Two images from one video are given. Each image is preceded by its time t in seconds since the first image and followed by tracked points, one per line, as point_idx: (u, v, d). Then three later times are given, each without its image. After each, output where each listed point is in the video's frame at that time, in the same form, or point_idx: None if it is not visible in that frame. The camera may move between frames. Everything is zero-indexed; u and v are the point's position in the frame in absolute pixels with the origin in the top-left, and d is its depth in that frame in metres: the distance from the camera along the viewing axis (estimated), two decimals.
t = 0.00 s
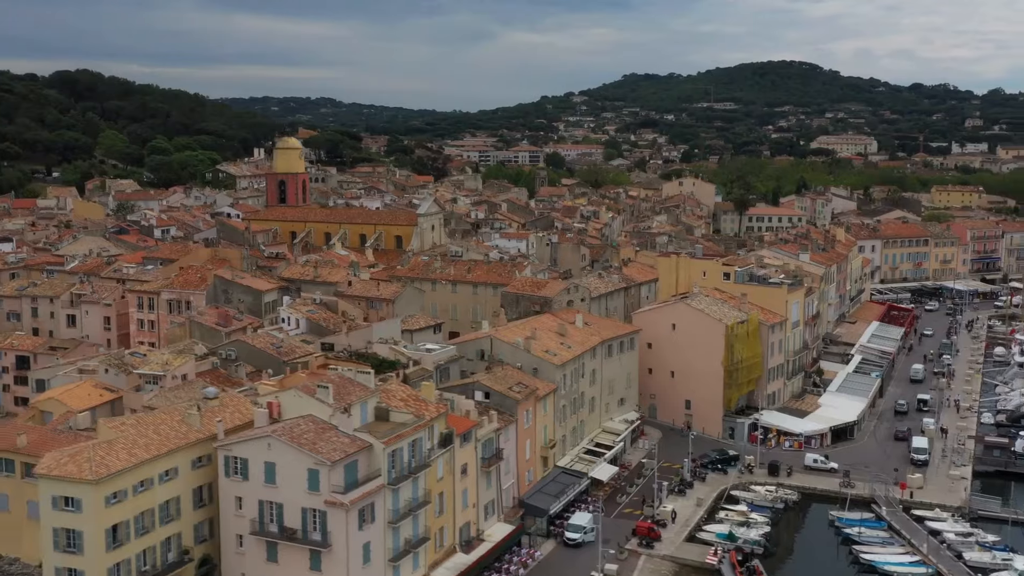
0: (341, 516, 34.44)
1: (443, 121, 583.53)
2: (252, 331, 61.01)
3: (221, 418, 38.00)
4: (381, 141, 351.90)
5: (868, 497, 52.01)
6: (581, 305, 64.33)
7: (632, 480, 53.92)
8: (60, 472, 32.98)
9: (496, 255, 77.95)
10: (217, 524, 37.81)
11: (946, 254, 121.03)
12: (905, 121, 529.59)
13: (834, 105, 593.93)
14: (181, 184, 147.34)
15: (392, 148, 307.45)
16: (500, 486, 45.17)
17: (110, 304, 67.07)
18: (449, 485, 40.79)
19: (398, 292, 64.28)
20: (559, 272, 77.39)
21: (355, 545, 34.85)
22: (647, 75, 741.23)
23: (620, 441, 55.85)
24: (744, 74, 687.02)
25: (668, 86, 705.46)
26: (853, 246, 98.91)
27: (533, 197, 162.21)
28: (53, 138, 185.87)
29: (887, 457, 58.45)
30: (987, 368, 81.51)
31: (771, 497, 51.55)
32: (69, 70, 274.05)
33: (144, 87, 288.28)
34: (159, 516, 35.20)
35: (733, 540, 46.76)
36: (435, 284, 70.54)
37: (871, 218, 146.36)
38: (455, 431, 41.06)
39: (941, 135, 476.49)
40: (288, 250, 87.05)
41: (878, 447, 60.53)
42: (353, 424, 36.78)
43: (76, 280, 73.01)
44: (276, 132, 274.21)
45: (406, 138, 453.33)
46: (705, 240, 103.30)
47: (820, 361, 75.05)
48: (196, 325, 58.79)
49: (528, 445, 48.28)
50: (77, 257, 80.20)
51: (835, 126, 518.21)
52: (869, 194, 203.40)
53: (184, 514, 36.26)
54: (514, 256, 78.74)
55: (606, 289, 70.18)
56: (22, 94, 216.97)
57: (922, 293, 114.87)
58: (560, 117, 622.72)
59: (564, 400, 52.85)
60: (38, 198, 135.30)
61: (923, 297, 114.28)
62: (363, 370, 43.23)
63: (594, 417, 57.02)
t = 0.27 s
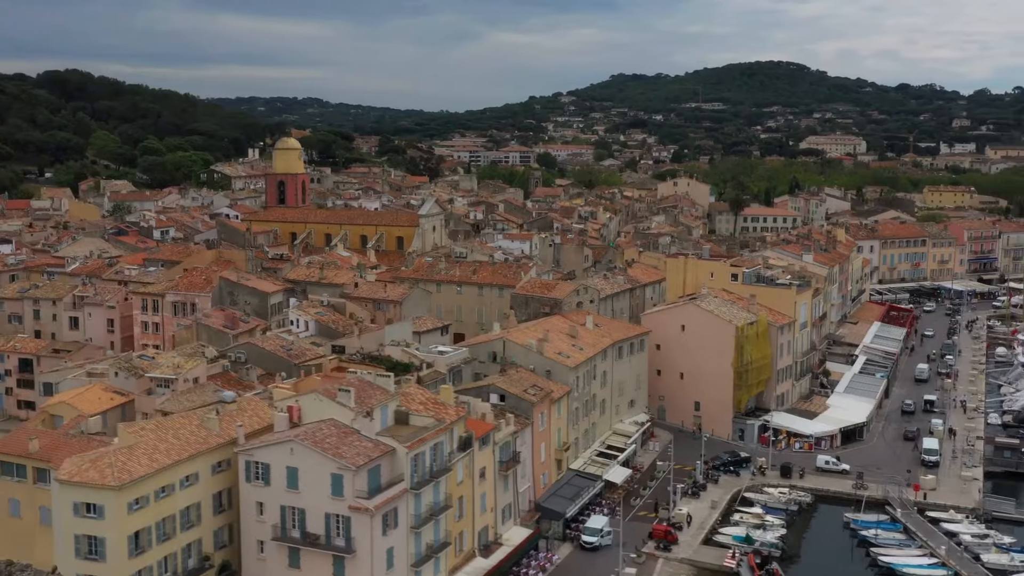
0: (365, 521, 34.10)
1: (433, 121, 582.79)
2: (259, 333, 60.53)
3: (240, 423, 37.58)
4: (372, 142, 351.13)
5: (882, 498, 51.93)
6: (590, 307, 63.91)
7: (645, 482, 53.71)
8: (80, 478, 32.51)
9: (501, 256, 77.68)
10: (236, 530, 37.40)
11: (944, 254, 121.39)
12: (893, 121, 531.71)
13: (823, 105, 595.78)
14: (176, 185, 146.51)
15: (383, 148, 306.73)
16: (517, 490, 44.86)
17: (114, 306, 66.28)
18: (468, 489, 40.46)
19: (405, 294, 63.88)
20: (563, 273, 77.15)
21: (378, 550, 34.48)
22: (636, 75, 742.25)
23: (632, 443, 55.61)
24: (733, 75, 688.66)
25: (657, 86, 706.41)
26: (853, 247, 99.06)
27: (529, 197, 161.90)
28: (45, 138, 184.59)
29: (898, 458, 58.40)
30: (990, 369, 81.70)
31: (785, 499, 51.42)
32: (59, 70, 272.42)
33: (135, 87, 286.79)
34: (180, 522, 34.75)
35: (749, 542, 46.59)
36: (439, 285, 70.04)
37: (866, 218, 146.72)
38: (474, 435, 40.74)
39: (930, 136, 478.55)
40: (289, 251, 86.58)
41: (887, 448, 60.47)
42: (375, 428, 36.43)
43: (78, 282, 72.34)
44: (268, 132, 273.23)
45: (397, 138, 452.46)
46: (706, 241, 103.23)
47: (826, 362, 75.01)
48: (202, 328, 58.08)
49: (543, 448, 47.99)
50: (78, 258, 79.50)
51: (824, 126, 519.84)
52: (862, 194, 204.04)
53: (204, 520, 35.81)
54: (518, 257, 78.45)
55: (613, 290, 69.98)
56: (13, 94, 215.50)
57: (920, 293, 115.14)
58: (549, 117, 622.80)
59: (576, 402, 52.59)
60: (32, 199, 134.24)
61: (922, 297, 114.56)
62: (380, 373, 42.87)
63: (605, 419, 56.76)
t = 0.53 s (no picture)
0: (395, 527, 33.71)
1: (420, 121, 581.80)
2: (267, 336, 60.05)
3: (263, 428, 37.14)
4: (361, 142, 350.10)
5: (897, 500, 51.88)
6: (600, 308, 65.86)
7: (660, 484, 53.50)
8: (108, 485, 32.10)
9: (507, 257, 77.41)
10: (260, 536, 36.97)
11: (940, 255, 121.77)
12: (879, 121, 534.07)
13: (809, 105, 597.96)
14: (169, 186, 145.57)
15: (373, 149, 305.91)
16: (537, 494, 44.53)
17: (117, 309, 65.70)
18: (492, 494, 40.12)
19: (413, 296, 63.42)
20: (569, 275, 76.94)
21: (407, 557, 34.09)
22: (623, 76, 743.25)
23: (646, 446, 55.39)
24: (720, 75, 690.39)
25: (644, 86, 707.36)
26: (853, 248, 99.20)
27: (523, 198, 161.65)
28: (34, 139, 183.17)
29: (909, 460, 58.37)
30: (992, 370, 81.91)
31: (800, 502, 51.33)
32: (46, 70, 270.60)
33: (122, 87, 285.05)
34: (206, 529, 34.31)
35: (769, 545, 46.46)
36: (444, 287, 69.42)
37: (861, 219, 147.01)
38: (497, 439, 40.40)
39: (916, 136, 480.97)
40: (290, 253, 85.85)
41: (898, 449, 60.46)
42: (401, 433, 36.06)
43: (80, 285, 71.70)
44: (257, 133, 272.13)
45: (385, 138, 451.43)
46: (706, 242, 103.20)
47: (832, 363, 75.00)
48: (211, 331, 57.67)
49: (561, 451, 47.68)
50: (79, 260, 78.78)
51: (811, 127, 521.65)
52: (853, 195, 204.62)
53: (229, 527, 35.35)
54: (523, 258, 78.17)
55: (621, 292, 69.80)
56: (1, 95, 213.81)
57: (918, 293, 115.40)
58: (537, 117, 622.82)
59: (591, 405, 52.33)
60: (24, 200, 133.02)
61: (920, 297, 114.86)
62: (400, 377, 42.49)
63: (617, 422, 56.50)
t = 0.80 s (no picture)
0: (425, 533, 33.33)
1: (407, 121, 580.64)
2: (277, 339, 59.51)
3: (288, 433, 36.73)
4: (349, 142, 349.12)
5: (912, 501, 51.87)
6: (612, 310, 67.42)
7: (675, 486, 53.30)
8: (137, 492, 31.60)
9: (512, 259, 77.11)
10: (286, 543, 36.53)
11: (937, 255, 122.22)
12: (865, 121, 536.36)
13: (795, 105, 600.01)
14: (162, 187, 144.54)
15: (362, 149, 304.89)
16: (557, 498, 44.23)
17: (122, 312, 64.85)
18: (516, 498, 39.81)
19: (423, 298, 63.36)
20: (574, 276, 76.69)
21: (438, 562, 33.74)
22: (609, 76, 744.05)
23: (660, 448, 55.18)
24: (706, 75, 691.90)
25: (631, 86, 708.26)
26: (853, 248, 99.38)
27: (518, 198, 161.28)
28: (24, 140, 181.58)
29: (921, 460, 58.39)
30: (995, 370, 82.19)
31: (816, 504, 51.23)
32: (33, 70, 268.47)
33: (110, 87, 283.10)
34: (233, 536, 33.85)
35: (789, 547, 46.34)
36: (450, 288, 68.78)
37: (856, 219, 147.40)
38: (521, 443, 40.10)
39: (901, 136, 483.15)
40: (291, 255, 84.99)
41: (909, 450, 60.48)
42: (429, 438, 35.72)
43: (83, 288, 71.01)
44: (247, 133, 270.79)
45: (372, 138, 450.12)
46: (706, 243, 103.10)
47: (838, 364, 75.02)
48: (221, 334, 57.26)
49: (579, 454, 47.41)
50: (80, 262, 77.96)
51: (798, 127, 523.30)
52: (845, 195, 205.32)
53: (255, 533, 34.91)
54: (528, 260, 77.86)
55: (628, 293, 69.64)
56: None
57: (915, 293, 115.76)
58: (524, 117, 622.59)
59: (607, 407, 52.08)
60: (16, 201, 131.75)
61: (917, 297, 115.23)
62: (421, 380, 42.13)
63: (631, 424, 56.28)
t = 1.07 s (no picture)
0: (453, 537, 33.05)
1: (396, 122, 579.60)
2: (285, 341, 58.91)
3: (310, 438, 36.41)
4: (339, 142, 348.03)
5: (926, 502, 51.88)
6: (621, 310, 68.19)
7: (688, 488, 53.17)
8: (162, 498, 31.25)
9: (517, 260, 76.92)
10: (310, 547, 36.23)
11: (933, 255, 122.58)
12: (853, 121, 538.13)
13: (784, 105, 601.52)
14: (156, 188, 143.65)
15: (353, 150, 304.02)
16: (576, 501, 44.01)
17: (127, 314, 64.37)
18: (538, 501, 39.57)
19: (430, 299, 63.07)
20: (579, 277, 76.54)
21: (465, 567, 33.47)
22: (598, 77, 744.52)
23: (672, 450, 55.06)
24: (694, 75, 692.96)
25: (620, 87, 708.26)
26: (853, 248, 99.56)
27: (514, 199, 161.01)
28: (15, 141, 180.27)
29: (931, 461, 58.45)
30: (998, 370, 82.44)
31: (830, 505, 51.22)
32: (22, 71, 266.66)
33: (99, 88, 281.43)
34: (257, 542, 33.51)
35: (806, 549, 46.29)
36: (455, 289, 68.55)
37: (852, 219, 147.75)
38: (542, 445, 39.88)
39: (889, 135, 484.80)
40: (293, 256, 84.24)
41: (918, 450, 60.54)
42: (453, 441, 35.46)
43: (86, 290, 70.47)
44: (237, 133, 269.63)
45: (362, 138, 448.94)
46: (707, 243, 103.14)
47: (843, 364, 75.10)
48: (229, 336, 56.81)
49: (595, 457, 47.22)
50: (82, 264, 77.32)
51: (787, 127, 524.59)
52: (837, 195, 205.81)
53: (279, 538, 34.57)
54: (533, 261, 77.67)
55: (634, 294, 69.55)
56: None
57: (913, 292, 116.05)
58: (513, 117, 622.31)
59: (620, 409, 51.93)
60: (10, 203, 130.69)
61: (915, 297, 115.54)
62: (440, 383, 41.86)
63: (642, 425, 56.12)
